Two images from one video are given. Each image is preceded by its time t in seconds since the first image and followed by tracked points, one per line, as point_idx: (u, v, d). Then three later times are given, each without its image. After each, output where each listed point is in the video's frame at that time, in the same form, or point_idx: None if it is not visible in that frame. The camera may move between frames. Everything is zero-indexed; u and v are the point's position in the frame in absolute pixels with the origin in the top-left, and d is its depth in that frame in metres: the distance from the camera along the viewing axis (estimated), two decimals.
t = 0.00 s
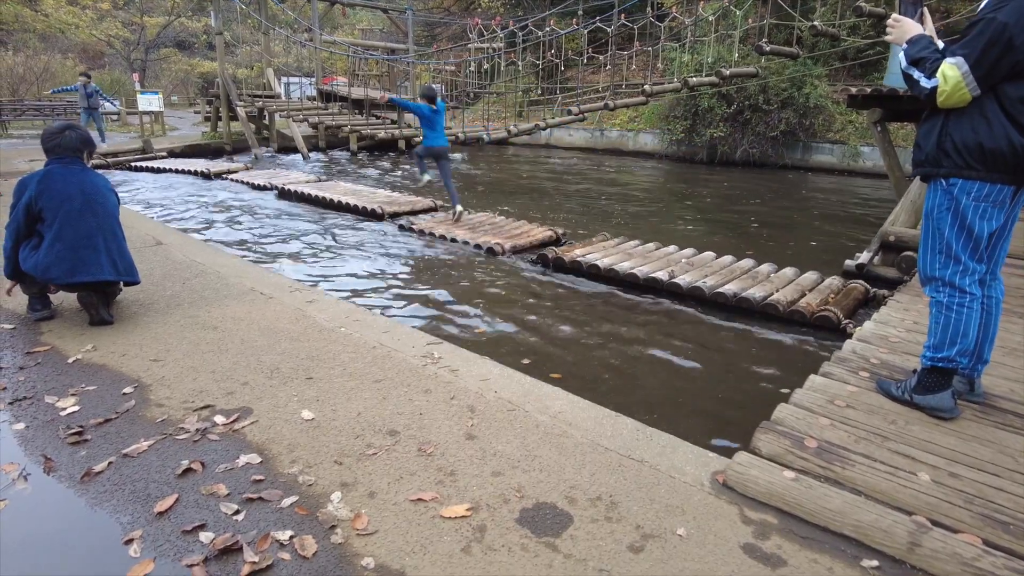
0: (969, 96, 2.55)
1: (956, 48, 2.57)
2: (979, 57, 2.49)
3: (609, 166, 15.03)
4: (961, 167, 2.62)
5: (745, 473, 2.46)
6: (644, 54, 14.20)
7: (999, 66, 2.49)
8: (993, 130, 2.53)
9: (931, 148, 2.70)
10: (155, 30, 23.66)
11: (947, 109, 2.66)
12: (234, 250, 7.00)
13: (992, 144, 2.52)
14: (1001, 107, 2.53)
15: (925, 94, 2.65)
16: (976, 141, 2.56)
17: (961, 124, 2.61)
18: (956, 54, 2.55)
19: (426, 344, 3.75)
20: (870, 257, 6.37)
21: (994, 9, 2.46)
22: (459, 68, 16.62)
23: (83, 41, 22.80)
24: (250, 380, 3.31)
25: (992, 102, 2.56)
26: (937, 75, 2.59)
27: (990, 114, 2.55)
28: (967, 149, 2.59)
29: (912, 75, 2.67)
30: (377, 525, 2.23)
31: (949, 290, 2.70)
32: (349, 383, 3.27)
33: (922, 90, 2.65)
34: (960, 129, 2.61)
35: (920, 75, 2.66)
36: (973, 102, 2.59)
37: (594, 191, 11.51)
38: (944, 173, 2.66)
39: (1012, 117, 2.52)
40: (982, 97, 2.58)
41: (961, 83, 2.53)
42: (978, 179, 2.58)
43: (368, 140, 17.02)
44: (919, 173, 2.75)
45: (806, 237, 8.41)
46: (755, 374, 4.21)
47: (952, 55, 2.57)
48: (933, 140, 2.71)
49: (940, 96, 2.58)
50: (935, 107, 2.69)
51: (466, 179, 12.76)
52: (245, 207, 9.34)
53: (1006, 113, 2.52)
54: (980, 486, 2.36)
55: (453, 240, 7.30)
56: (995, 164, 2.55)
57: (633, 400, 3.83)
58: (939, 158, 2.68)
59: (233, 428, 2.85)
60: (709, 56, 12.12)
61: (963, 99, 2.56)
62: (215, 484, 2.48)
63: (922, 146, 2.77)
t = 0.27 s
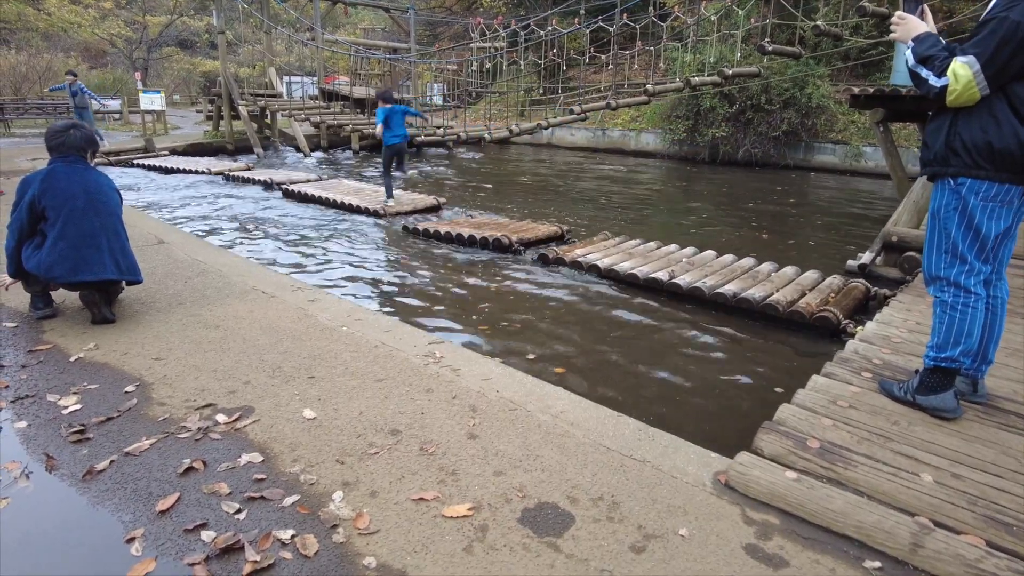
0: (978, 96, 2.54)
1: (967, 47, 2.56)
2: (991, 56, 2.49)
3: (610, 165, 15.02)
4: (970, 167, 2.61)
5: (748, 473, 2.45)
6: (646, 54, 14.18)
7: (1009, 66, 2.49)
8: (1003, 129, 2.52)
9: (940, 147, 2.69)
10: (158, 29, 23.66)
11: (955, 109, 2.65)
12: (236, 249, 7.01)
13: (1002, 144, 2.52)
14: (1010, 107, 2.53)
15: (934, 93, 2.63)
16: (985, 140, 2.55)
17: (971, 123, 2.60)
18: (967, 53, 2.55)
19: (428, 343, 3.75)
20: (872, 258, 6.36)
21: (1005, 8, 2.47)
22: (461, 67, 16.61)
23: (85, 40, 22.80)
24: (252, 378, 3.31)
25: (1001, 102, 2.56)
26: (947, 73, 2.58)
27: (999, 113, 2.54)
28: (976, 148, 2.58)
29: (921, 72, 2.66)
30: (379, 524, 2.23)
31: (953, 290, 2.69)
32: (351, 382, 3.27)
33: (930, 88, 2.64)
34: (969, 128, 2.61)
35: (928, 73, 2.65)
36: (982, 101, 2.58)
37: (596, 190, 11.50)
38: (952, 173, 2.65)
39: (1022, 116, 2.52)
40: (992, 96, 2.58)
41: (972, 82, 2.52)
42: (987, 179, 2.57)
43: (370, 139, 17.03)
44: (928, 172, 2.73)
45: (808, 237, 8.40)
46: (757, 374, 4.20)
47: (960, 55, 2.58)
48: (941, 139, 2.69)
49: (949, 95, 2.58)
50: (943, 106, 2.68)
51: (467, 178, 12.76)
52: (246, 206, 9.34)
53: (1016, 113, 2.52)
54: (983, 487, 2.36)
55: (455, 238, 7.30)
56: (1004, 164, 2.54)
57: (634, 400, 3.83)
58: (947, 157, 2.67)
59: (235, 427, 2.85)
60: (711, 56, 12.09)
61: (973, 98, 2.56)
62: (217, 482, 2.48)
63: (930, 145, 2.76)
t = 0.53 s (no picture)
0: (988, 98, 2.54)
1: (977, 48, 2.56)
2: (1003, 58, 2.49)
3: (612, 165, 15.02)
4: (980, 170, 2.60)
5: (749, 473, 2.45)
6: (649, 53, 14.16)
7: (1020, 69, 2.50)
8: (1015, 132, 2.52)
9: (949, 149, 2.69)
10: (160, 27, 23.67)
11: (964, 110, 2.65)
12: (239, 247, 7.02)
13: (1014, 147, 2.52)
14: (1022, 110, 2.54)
15: (943, 94, 2.63)
16: (997, 143, 2.55)
17: (982, 125, 2.60)
18: (977, 55, 2.55)
19: (430, 342, 3.75)
20: (875, 258, 6.39)
21: (1016, 10, 2.48)
22: (463, 66, 16.61)
23: (88, 38, 22.84)
24: (254, 377, 3.32)
25: (1011, 105, 2.56)
26: (957, 75, 2.58)
27: (1009, 116, 2.54)
28: (988, 151, 2.57)
29: (930, 73, 2.65)
30: (381, 523, 2.24)
31: (961, 294, 2.69)
32: (353, 381, 3.27)
33: (939, 89, 2.64)
34: (980, 130, 2.60)
35: (937, 74, 2.64)
36: (991, 104, 2.58)
37: (598, 190, 11.50)
38: (962, 176, 2.64)
39: None
40: (1002, 99, 2.58)
41: (982, 84, 2.52)
42: (997, 183, 2.57)
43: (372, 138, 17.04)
44: (938, 174, 2.72)
45: (811, 237, 8.40)
46: (757, 374, 4.20)
47: (970, 56, 2.58)
48: (951, 142, 2.69)
49: (960, 97, 2.57)
50: (952, 107, 2.68)
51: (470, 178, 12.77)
52: (248, 205, 9.35)
53: None
54: (983, 488, 2.36)
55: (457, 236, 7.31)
56: (1014, 167, 2.54)
57: (635, 399, 3.83)
58: (957, 160, 2.67)
59: (238, 425, 2.86)
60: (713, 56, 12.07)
61: (982, 100, 2.55)
62: (219, 480, 2.49)
63: (939, 147, 2.75)
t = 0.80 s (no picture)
0: (996, 99, 2.54)
1: (987, 48, 2.55)
2: (1012, 58, 2.49)
3: (614, 165, 15.03)
4: (991, 171, 2.59)
5: (751, 474, 2.45)
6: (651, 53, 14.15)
7: None
8: None
9: (959, 150, 2.68)
10: (163, 26, 23.69)
11: (973, 111, 2.64)
12: (241, 246, 7.03)
13: None
14: None
15: (951, 93, 2.61)
16: (1008, 144, 2.54)
17: (991, 126, 2.59)
18: (987, 55, 2.54)
19: (431, 342, 3.75)
20: (877, 259, 6.43)
21: None
22: (465, 65, 16.61)
23: (91, 37, 22.86)
24: (255, 376, 3.31)
25: (1021, 105, 2.56)
26: (965, 75, 2.57)
27: (1019, 117, 2.54)
28: (998, 153, 2.56)
29: (938, 73, 2.64)
30: (382, 522, 2.23)
31: (966, 298, 2.68)
32: (354, 380, 3.27)
33: (946, 89, 2.63)
34: (990, 131, 2.59)
35: (945, 73, 2.64)
36: (1000, 104, 2.57)
37: (600, 190, 11.50)
38: (971, 177, 2.63)
39: None
40: (1011, 99, 2.58)
41: (992, 85, 2.52)
42: (1007, 185, 2.56)
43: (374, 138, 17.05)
44: (947, 175, 2.71)
45: (812, 238, 8.39)
46: (759, 374, 4.20)
47: (979, 56, 2.58)
48: (961, 143, 2.68)
49: (968, 97, 2.56)
50: (960, 108, 2.67)
51: (472, 177, 12.77)
52: (250, 204, 9.36)
53: None
54: (987, 490, 2.35)
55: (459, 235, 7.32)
56: None
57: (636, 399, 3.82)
58: (967, 161, 2.65)
59: (239, 424, 2.86)
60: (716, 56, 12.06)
61: (991, 100, 2.55)
62: (220, 480, 2.49)
63: (948, 148, 2.74)
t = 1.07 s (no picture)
0: (1001, 97, 2.54)
1: (994, 46, 2.54)
2: (1020, 57, 2.47)
3: (617, 164, 15.01)
4: (996, 171, 2.58)
5: (753, 474, 2.45)
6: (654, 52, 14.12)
7: None
8: None
9: (963, 150, 2.67)
10: (166, 25, 23.69)
11: (978, 110, 2.64)
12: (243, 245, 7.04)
13: None
14: None
15: (956, 91, 2.61)
16: (1013, 144, 2.53)
17: (997, 125, 2.58)
18: (994, 53, 2.53)
19: (433, 340, 3.75)
20: (880, 259, 6.38)
21: None
22: (468, 64, 16.59)
23: (94, 36, 22.88)
24: (257, 374, 3.32)
25: None
26: (971, 72, 2.56)
27: None
28: (1004, 153, 2.56)
29: (943, 69, 2.64)
30: (384, 521, 2.24)
31: (968, 299, 2.68)
32: (356, 378, 3.28)
33: (952, 86, 2.62)
34: (996, 131, 2.59)
35: (950, 70, 2.63)
36: (1006, 103, 2.57)
37: (602, 189, 11.50)
38: (976, 177, 2.63)
39: None
40: (1017, 99, 2.57)
41: (997, 83, 2.51)
42: (1012, 185, 2.55)
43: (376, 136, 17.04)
44: (952, 175, 2.70)
45: (815, 238, 8.38)
46: (761, 374, 4.19)
47: (986, 54, 2.57)
48: (965, 142, 2.67)
49: (974, 95, 2.56)
50: (965, 106, 2.67)
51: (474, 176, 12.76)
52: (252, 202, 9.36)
53: None
54: (989, 491, 2.35)
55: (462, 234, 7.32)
56: None
57: (638, 398, 3.82)
58: (971, 160, 2.65)
59: (241, 422, 2.86)
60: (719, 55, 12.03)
61: (996, 99, 2.54)
62: (222, 477, 2.49)
63: (952, 147, 2.73)
